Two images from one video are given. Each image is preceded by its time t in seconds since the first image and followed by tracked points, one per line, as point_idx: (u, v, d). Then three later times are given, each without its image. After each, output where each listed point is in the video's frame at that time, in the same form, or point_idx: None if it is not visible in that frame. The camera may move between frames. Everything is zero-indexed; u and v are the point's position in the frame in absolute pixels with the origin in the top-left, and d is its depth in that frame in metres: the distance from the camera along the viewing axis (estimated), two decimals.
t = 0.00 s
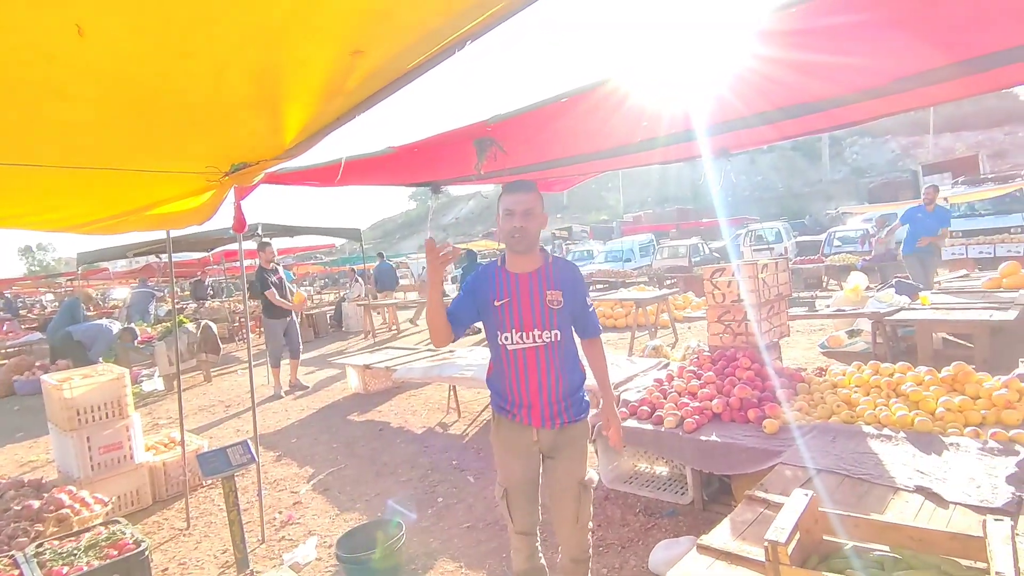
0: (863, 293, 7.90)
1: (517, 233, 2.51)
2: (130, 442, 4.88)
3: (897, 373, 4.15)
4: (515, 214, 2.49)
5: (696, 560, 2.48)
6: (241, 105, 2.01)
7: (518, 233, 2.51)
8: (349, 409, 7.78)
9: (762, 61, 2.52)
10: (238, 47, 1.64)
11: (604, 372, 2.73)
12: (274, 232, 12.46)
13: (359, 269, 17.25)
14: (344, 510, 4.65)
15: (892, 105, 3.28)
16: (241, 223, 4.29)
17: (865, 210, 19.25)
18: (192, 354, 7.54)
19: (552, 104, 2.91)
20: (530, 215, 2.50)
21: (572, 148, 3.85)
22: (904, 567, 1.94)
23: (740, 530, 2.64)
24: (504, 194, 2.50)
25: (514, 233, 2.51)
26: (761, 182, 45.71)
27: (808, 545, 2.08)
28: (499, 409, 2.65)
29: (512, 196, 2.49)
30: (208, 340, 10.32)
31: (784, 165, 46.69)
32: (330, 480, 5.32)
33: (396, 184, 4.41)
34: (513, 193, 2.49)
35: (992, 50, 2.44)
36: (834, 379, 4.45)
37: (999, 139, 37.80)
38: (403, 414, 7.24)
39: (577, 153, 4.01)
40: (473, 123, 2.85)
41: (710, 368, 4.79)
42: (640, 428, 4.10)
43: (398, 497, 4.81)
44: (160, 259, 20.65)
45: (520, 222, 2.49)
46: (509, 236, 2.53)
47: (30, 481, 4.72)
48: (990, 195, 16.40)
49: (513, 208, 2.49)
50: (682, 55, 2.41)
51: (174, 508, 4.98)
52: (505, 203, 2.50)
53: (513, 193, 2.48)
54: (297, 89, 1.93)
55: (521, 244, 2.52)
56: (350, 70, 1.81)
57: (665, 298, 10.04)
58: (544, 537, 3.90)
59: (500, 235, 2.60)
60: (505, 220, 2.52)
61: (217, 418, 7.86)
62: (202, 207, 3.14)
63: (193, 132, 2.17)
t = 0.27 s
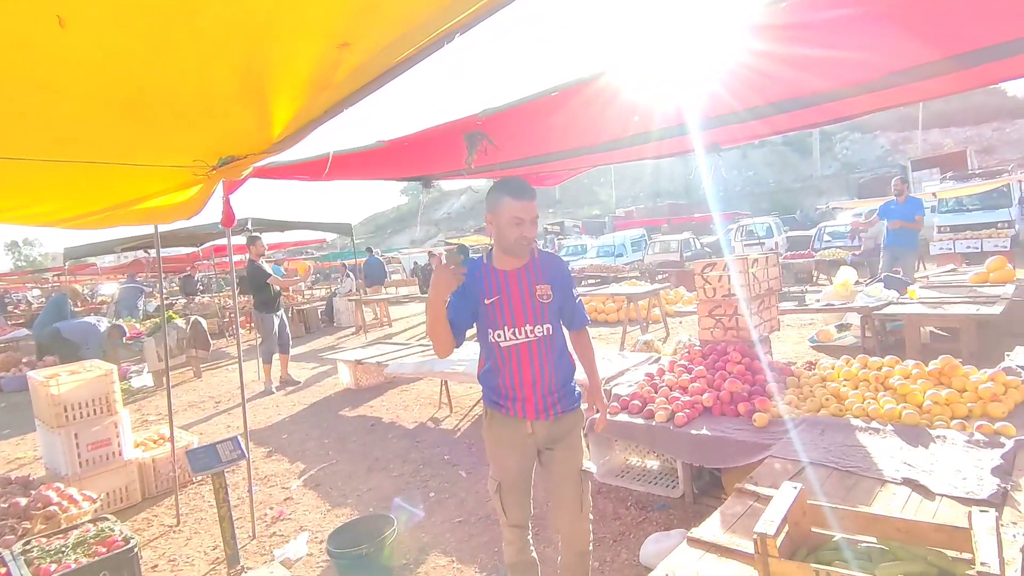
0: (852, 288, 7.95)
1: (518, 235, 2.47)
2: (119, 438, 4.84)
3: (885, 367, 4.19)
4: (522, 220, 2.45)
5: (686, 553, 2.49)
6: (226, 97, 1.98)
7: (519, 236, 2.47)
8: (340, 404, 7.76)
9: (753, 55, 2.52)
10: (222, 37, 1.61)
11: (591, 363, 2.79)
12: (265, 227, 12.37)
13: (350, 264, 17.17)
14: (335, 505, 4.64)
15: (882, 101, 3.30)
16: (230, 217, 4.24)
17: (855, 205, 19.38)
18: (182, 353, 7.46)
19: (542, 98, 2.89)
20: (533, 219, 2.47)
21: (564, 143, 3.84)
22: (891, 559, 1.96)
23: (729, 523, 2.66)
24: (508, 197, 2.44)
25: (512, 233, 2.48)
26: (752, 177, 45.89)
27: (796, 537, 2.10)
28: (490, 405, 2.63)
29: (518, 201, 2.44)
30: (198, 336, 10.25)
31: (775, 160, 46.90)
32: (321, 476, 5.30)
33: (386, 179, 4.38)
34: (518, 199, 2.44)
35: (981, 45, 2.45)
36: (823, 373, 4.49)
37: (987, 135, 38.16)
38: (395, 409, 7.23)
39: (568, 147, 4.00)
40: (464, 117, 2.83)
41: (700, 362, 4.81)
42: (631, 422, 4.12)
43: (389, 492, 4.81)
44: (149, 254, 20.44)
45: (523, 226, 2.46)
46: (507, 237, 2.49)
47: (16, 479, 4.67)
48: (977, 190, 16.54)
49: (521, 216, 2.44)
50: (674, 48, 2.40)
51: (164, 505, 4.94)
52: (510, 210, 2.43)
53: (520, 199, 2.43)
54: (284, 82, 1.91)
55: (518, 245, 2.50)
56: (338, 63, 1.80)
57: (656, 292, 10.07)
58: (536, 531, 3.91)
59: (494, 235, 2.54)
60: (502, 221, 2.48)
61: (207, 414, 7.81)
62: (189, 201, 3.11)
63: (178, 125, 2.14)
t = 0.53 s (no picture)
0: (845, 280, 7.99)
1: (525, 228, 2.49)
2: (113, 429, 4.84)
3: (877, 358, 4.22)
4: (533, 217, 2.47)
5: (679, 541, 2.52)
6: (218, 83, 1.97)
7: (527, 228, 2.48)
8: (335, 396, 7.76)
9: (747, 45, 2.52)
10: (213, 21, 1.60)
11: (588, 356, 2.83)
12: (258, 219, 12.32)
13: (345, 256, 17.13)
14: (330, 496, 4.65)
15: (876, 92, 3.31)
16: (223, 208, 4.22)
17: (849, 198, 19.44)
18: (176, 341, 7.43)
19: (535, 87, 2.88)
20: (543, 214, 2.48)
21: (558, 132, 3.83)
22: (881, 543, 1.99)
23: (722, 510, 2.68)
24: (521, 190, 2.45)
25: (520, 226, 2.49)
26: (747, 170, 45.94)
27: (788, 523, 2.12)
28: (489, 394, 2.65)
29: (530, 195, 2.45)
30: (192, 328, 10.22)
31: (770, 154, 46.96)
32: (316, 467, 5.32)
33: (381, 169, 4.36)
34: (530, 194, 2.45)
35: (974, 36, 2.46)
36: (816, 364, 4.52)
37: (981, 129, 38.33)
38: (390, 401, 7.24)
39: (563, 137, 3.99)
40: (457, 106, 2.82)
41: (694, 353, 4.84)
42: (625, 412, 4.15)
43: (384, 483, 4.83)
44: (142, 246, 20.32)
45: (533, 221, 2.47)
46: (516, 229, 2.51)
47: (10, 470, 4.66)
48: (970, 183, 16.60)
49: (531, 212, 2.46)
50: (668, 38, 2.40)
51: (159, 496, 4.95)
52: (521, 203, 2.45)
53: (533, 195, 2.45)
54: (275, 67, 1.90)
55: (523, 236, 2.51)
56: (329, 48, 1.78)
57: (651, 285, 10.09)
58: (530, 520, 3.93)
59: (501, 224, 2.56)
60: (511, 213, 2.49)
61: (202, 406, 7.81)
62: (182, 191, 3.09)
63: (169, 111, 2.13)
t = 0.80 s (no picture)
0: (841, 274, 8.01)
1: (556, 225, 2.39)
2: (109, 424, 4.84)
3: (871, 350, 4.24)
4: (566, 212, 2.37)
5: (673, 531, 2.54)
6: (210, 72, 1.96)
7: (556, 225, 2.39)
8: (332, 391, 7.76)
9: (743, 37, 2.53)
10: (203, 10, 1.60)
11: (597, 355, 2.81)
12: (255, 214, 12.29)
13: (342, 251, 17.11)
14: (327, 489, 4.66)
15: (872, 84, 3.31)
16: (218, 201, 4.21)
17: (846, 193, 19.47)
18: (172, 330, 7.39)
19: (529, 78, 2.88)
20: (575, 212, 2.39)
21: (554, 125, 3.83)
22: (872, 531, 2.01)
23: (716, 501, 2.70)
24: (556, 183, 2.35)
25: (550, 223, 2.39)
26: (745, 165, 45.96)
27: (781, 513, 2.14)
28: (498, 391, 2.62)
29: (565, 191, 2.35)
30: (188, 323, 10.21)
31: (767, 149, 46.97)
32: (313, 460, 5.33)
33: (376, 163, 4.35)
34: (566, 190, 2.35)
35: (968, 28, 2.47)
36: (810, 357, 4.54)
37: (978, 124, 38.38)
38: (387, 395, 7.25)
39: (559, 130, 3.99)
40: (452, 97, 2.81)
41: (690, 347, 4.85)
42: (621, 405, 4.17)
43: (381, 476, 4.84)
44: (138, 242, 20.25)
45: (565, 217, 2.37)
46: (547, 224, 2.41)
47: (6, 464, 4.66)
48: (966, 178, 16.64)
49: (565, 208, 2.36)
50: (662, 29, 2.41)
51: (156, 490, 4.95)
52: (555, 198, 2.35)
53: (569, 189, 2.34)
54: (266, 57, 1.89)
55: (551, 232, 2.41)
56: (320, 37, 1.78)
57: (648, 279, 10.11)
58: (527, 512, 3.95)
59: (529, 219, 2.46)
60: (541, 208, 2.40)
61: (199, 401, 7.81)
62: (176, 182, 3.08)
63: (160, 101, 2.12)
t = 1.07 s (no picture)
0: (837, 273, 8.04)
1: (637, 242, 2.18)
2: (106, 423, 4.85)
3: (865, 349, 4.26)
4: (652, 231, 2.17)
5: (665, 529, 2.56)
6: (203, 74, 1.97)
7: (637, 243, 2.18)
8: (329, 390, 7.78)
9: (737, 36, 2.54)
10: (194, 12, 1.61)
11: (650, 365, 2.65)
12: (252, 214, 12.29)
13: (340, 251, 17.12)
14: (323, 489, 4.68)
15: (866, 83, 3.33)
16: (214, 201, 4.21)
17: (842, 193, 19.54)
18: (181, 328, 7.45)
19: (522, 79, 2.89)
20: (661, 233, 2.20)
21: (549, 125, 3.84)
22: (861, 528, 2.03)
23: (708, 499, 2.71)
24: (648, 199, 2.14)
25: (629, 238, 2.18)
26: (742, 165, 46.03)
27: (772, 510, 2.16)
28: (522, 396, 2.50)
29: (656, 207, 2.14)
30: (185, 323, 10.21)
31: (764, 148, 47.03)
32: (310, 460, 5.34)
33: (372, 163, 4.37)
34: (656, 205, 2.15)
35: (959, 27, 2.49)
36: (804, 356, 4.56)
37: (974, 123, 38.47)
38: (384, 395, 7.26)
39: (554, 130, 4.00)
40: (445, 98, 2.83)
41: (686, 346, 4.88)
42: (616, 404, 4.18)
43: (378, 475, 4.85)
44: (135, 242, 20.25)
45: (651, 236, 2.17)
46: (627, 239, 2.19)
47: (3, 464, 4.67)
48: (962, 177, 16.68)
49: (655, 225, 2.17)
50: (655, 29, 2.42)
51: (152, 490, 4.96)
52: (644, 215, 2.14)
53: (661, 207, 2.15)
54: (259, 58, 1.91)
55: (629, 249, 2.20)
56: (312, 38, 1.79)
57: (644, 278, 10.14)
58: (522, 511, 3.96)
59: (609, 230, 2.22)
60: (625, 221, 2.17)
61: (196, 401, 7.81)
62: (172, 183, 3.09)
63: (155, 102, 2.13)
